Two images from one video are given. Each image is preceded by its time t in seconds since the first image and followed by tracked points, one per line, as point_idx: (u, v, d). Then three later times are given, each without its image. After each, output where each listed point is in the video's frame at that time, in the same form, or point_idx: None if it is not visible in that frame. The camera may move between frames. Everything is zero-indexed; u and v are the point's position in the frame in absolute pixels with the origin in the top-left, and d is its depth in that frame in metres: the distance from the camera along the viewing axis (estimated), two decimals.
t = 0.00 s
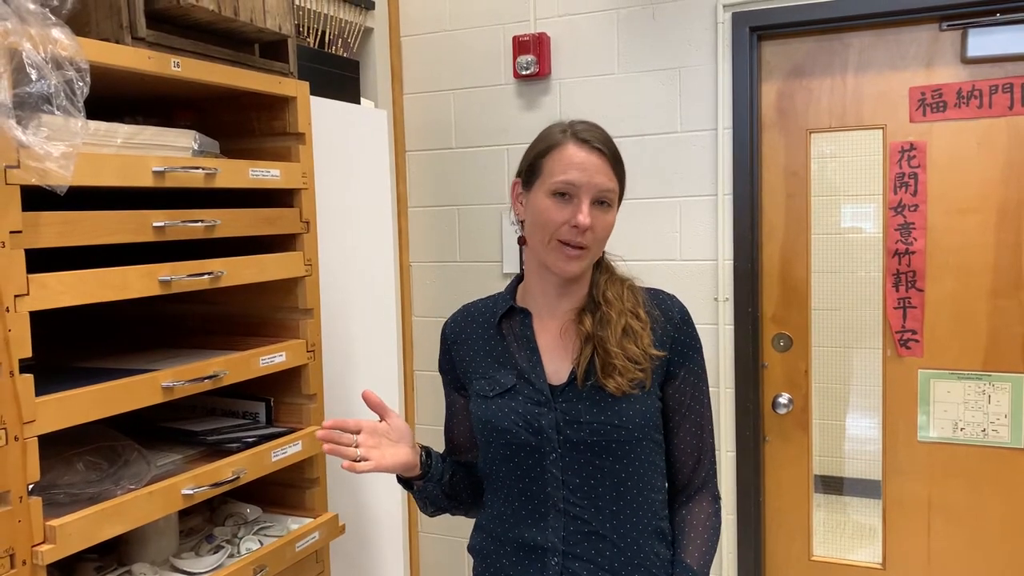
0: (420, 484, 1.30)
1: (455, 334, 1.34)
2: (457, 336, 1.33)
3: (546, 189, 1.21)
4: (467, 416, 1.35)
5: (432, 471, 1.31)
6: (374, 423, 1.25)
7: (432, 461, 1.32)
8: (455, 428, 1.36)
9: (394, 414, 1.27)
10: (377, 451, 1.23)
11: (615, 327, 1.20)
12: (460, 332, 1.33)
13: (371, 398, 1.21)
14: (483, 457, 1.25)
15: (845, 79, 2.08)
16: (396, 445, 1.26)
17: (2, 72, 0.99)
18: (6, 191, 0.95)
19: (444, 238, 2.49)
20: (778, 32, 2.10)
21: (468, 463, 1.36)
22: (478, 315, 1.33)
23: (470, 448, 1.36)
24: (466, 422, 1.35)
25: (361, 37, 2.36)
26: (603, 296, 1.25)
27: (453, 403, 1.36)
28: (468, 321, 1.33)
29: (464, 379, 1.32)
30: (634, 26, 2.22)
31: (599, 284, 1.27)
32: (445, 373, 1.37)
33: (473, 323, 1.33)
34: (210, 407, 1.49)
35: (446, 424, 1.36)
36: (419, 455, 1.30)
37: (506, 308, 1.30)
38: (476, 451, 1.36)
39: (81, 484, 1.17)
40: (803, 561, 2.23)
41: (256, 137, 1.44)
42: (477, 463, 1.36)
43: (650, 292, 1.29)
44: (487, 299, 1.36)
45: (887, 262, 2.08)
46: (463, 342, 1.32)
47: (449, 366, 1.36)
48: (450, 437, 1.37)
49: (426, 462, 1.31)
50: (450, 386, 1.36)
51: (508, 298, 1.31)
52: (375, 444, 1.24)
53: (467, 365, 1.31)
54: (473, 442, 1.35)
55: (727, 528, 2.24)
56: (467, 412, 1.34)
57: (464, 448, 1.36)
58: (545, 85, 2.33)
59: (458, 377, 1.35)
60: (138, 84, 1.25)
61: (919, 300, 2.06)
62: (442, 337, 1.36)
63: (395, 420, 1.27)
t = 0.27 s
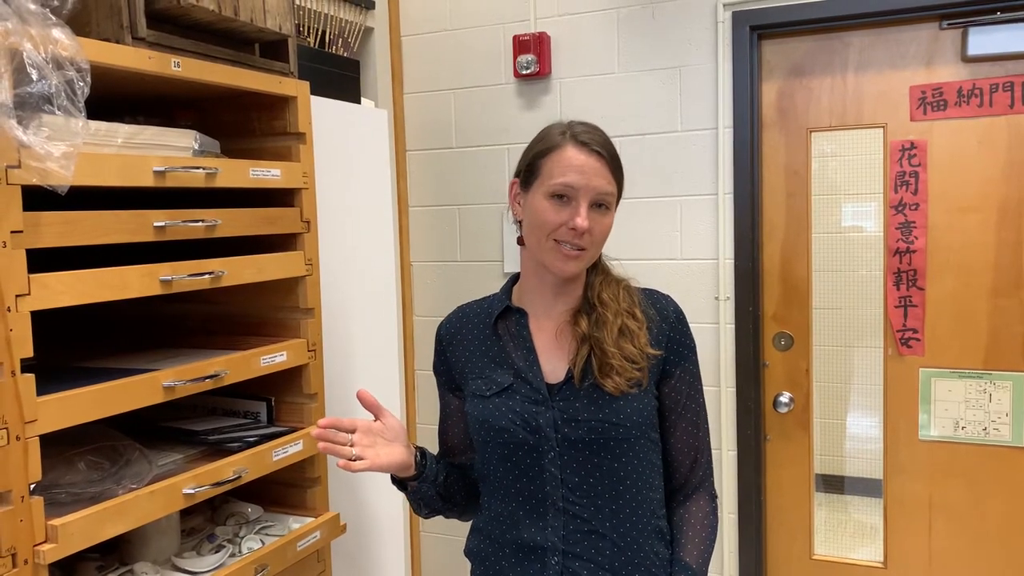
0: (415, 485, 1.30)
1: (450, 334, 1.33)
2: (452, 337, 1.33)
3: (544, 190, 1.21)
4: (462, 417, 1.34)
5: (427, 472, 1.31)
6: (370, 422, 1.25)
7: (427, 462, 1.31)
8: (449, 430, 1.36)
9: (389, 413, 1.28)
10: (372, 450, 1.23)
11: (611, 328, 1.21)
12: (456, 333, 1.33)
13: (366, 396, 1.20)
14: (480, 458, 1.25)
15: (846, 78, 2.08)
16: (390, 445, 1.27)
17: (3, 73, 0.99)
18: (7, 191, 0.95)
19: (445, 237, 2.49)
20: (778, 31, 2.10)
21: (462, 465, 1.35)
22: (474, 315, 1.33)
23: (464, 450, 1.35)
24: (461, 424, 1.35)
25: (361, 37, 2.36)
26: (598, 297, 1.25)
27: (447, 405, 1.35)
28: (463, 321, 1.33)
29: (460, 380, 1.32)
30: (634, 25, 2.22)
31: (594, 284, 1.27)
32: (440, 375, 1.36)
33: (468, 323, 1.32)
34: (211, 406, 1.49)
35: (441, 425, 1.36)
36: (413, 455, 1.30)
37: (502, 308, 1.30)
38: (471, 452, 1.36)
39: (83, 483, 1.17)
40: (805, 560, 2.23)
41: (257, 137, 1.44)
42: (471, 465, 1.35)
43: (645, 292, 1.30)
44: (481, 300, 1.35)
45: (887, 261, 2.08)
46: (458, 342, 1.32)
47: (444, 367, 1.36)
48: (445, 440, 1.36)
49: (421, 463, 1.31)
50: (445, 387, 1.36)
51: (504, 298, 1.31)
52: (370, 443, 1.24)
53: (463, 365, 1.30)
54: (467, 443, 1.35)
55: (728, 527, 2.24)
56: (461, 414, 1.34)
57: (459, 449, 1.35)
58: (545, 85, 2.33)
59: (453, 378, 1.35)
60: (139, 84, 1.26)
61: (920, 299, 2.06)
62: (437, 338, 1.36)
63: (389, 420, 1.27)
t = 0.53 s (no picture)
0: (414, 485, 1.30)
1: (447, 334, 1.33)
2: (450, 337, 1.33)
3: (545, 190, 1.21)
4: (460, 417, 1.34)
5: (427, 472, 1.31)
6: (370, 422, 1.25)
7: (427, 462, 1.32)
8: (446, 430, 1.35)
9: (389, 413, 1.28)
10: (372, 450, 1.23)
11: (610, 327, 1.21)
12: (453, 332, 1.32)
13: (366, 395, 1.20)
14: (479, 457, 1.25)
15: (847, 76, 2.08)
16: (390, 445, 1.27)
17: (3, 71, 0.99)
18: (8, 189, 0.95)
19: (446, 236, 2.49)
20: (779, 30, 2.10)
21: (461, 465, 1.35)
22: (471, 314, 1.32)
23: (463, 450, 1.35)
24: (459, 424, 1.34)
25: (362, 36, 2.37)
26: (596, 296, 1.25)
27: (445, 405, 1.35)
28: (460, 321, 1.32)
29: (458, 380, 1.31)
30: (634, 23, 2.22)
31: (593, 284, 1.27)
32: (437, 375, 1.36)
33: (466, 322, 1.32)
34: (213, 405, 1.49)
35: (439, 425, 1.36)
36: (414, 455, 1.30)
37: (501, 307, 1.29)
38: (469, 452, 1.35)
39: (84, 482, 1.17)
40: (806, 558, 2.23)
41: (258, 136, 1.44)
42: (469, 464, 1.35)
43: (643, 290, 1.30)
44: (478, 299, 1.35)
45: (889, 260, 2.08)
46: (455, 342, 1.32)
47: (442, 367, 1.35)
48: (443, 439, 1.36)
49: (421, 462, 1.31)
50: (443, 388, 1.36)
51: (502, 298, 1.31)
52: (370, 443, 1.24)
53: (461, 365, 1.30)
54: (465, 442, 1.35)
55: (730, 525, 2.24)
56: (459, 414, 1.34)
57: (458, 448, 1.35)
58: (546, 83, 2.33)
59: (451, 377, 1.34)
60: (140, 83, 1.26)
61: (921, 297, 2.06)
62: (434, 338, 1.35)
63: (390, 420, 1.28)
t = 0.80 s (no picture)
0: (417, 484, 1.30)
1: (445, 331, 1.32)
2: (448, 334, 1.32)
3: (547, 187, 1.21)
4: (458, 414, 1.34)
5: (431, 471, 1.32)
6: (375, 425, 1.25)
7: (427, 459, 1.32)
8: (444, 428, 1.35)
9: (394, 415, 1.27)
10: (379, 453, 1.24)
11: (611, 325, 1.21)
12: (451, 330, 1.32)
13: (370, 398, 1.20)
14: (479, 455, 1.25)
15: (849, 75, 2.07)
16: (396, 447, 1.27)
17: (6, 69, 0.99)
18: (10, 187, 0.95)
19: (448, 234, 2.49)
20: (781, 28, 2.09)
21: (460, 462, 1.36)
22: (470, 312, 1.32)
23: (461, 447, 1.36)
24: (456, 421, 1.34)
25: (364, 34, 2.37)
26: (598, 295, 1.25)
27: (443, 403, 1.35)
28: (459, 318, 1.32)
29: (456, 377, 1.31)
30: (637, 21, 2.21)
31: (594, 283, 1.27)
32: (435, 373, 1.36)
33: (464, 320, 1.31)
34: (214, 402, 1.49)
35: (436, 421, 1.36)
36: (418, 456, 1.30)
37: (500, 304, 1.29)
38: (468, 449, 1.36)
39: (86, 479, 1.18)
40: (807, 557, 2.23)
41: (259, 133, 1.44)
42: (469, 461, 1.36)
43: (643, 287, 1.31)
44: (476, 296, 1.35)
45: (890, 258, 2.08)
46: (454, 340, 1.31)
47: (439, 365, 1.35)
48: (441, 434, 1.36)
49: (426, 463, 1.32)
50: (439, 385, 1.36)
51: (502, 296, 1.31)
52: (377, 446, 1.25)
53: (460, 362, 1.29)
54: (464, 440, 1.35)
55: (730, 524, 2.24)
56: (457, 412, 1.34)
57: (456, 446, 1.36)
58: (548, 81, 2.32)
59: (448, 375, 1.34)
60: (142, 81, 1.26)
61: (923, 296, 2.06)
62: (431, 336, 1.35)
63: (395, 422, 1.27)
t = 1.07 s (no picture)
0: (421, 491, 1.29)
1: (447, 336, 1.30)
2: (449, 339, 1.30)
3: (556, 186, 1.20)
4: (460, 418, 1.33)
5: (435, 477, 1.30)
6: (378, 433, 1.24)
7: (431, 466, 1.30)
8: (445, 431, 1.34)
9: (395, 422, 1.26)
10: (383, 461, 1.22)
11: (617, 329, 1.20)
12: (452, 334, 1.30)
13: (370, 405, 1.19)
14: (486, 461, 1.23)
15: (853, 73, 2.07)
16: (400, 454, 1.25)
17: (7, 65, 0.99)
18: (10, 183, 0.95)
19: (449, 232, 2.48)
20: (785, 26, 2.09)
21: (460, 466, 1.35)
22: (471, 315, 1.30)
23: (464, 450, 1.35)
24: (458, 424, 1.33)
25: (366, 31, 2.36)
26: (601, 299, 1.25)
27: (444, 407, 1.34)
28: (459, 322, 1.30)
29: (459, 383, 1.29)
30: (639, 19, 2.21)
31: (598, 285, 1.26)
32: (435, 377, 1.34)
33: (465, 324, 1.30)
34: (215, 399, 1.49)
35: (436, 424, 1.35)
36: (422, 463, 1.29)
37: (503, 308, 1.28)
38: (470, 452, 1.35)
39: (86, 476, 1.17)
40: (808, 556, 2.23)
41: (261, 130, 1.44)
42: (470, 464, 1.35)
43: (646, 288, 1.30)
44: (475, 299, 1.33)
45: (893, 257, 2.08)
46: (456, 345, 1.29)
47: (439, 369, 1.33)
48: (441, 438, 1.35)
49: (428, 468, 1.30)
50: (439, 390, 1.34)
51: (504, 298, 1.29)
52: (381, 454, 1.23)
53: (463, 368, 1.28)
54: (466, 443, 1.34)
55: (731, 522, 2.24)
56: (458, 415, 1.33)
57: (458, 450, 1.35)
58: (550, 79, 2.32)
59: (450, 380, 1.32)
60: (143, 77, 1.25)
61: (926, 295, 2.05)
62: (430, 339, 1.33)
63: (396, 429, 1.26)
